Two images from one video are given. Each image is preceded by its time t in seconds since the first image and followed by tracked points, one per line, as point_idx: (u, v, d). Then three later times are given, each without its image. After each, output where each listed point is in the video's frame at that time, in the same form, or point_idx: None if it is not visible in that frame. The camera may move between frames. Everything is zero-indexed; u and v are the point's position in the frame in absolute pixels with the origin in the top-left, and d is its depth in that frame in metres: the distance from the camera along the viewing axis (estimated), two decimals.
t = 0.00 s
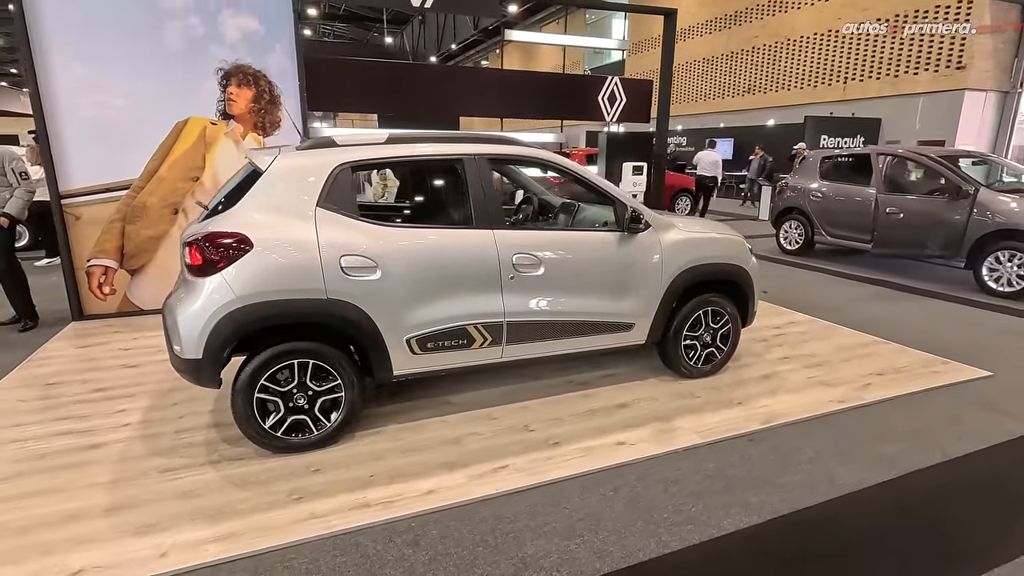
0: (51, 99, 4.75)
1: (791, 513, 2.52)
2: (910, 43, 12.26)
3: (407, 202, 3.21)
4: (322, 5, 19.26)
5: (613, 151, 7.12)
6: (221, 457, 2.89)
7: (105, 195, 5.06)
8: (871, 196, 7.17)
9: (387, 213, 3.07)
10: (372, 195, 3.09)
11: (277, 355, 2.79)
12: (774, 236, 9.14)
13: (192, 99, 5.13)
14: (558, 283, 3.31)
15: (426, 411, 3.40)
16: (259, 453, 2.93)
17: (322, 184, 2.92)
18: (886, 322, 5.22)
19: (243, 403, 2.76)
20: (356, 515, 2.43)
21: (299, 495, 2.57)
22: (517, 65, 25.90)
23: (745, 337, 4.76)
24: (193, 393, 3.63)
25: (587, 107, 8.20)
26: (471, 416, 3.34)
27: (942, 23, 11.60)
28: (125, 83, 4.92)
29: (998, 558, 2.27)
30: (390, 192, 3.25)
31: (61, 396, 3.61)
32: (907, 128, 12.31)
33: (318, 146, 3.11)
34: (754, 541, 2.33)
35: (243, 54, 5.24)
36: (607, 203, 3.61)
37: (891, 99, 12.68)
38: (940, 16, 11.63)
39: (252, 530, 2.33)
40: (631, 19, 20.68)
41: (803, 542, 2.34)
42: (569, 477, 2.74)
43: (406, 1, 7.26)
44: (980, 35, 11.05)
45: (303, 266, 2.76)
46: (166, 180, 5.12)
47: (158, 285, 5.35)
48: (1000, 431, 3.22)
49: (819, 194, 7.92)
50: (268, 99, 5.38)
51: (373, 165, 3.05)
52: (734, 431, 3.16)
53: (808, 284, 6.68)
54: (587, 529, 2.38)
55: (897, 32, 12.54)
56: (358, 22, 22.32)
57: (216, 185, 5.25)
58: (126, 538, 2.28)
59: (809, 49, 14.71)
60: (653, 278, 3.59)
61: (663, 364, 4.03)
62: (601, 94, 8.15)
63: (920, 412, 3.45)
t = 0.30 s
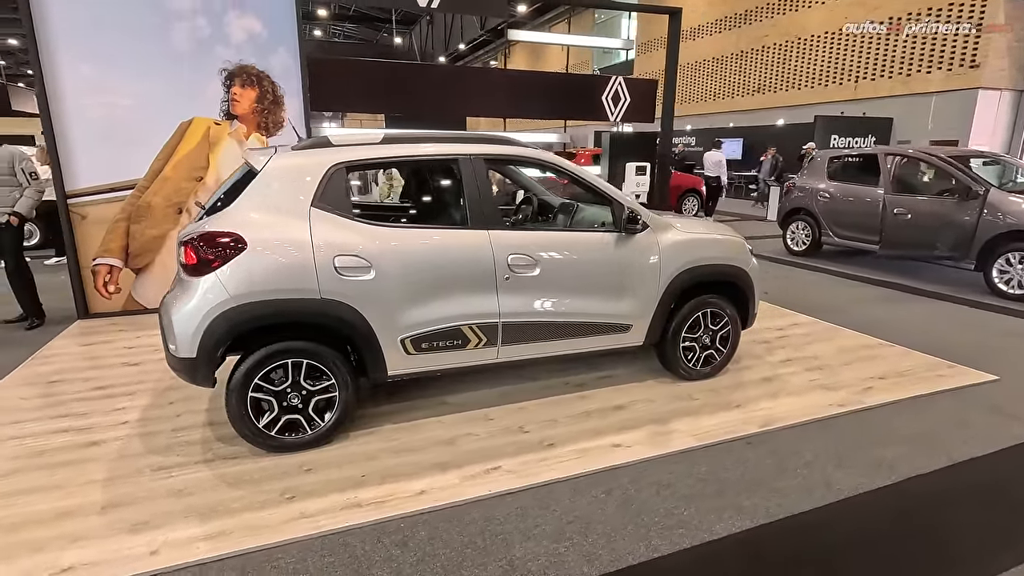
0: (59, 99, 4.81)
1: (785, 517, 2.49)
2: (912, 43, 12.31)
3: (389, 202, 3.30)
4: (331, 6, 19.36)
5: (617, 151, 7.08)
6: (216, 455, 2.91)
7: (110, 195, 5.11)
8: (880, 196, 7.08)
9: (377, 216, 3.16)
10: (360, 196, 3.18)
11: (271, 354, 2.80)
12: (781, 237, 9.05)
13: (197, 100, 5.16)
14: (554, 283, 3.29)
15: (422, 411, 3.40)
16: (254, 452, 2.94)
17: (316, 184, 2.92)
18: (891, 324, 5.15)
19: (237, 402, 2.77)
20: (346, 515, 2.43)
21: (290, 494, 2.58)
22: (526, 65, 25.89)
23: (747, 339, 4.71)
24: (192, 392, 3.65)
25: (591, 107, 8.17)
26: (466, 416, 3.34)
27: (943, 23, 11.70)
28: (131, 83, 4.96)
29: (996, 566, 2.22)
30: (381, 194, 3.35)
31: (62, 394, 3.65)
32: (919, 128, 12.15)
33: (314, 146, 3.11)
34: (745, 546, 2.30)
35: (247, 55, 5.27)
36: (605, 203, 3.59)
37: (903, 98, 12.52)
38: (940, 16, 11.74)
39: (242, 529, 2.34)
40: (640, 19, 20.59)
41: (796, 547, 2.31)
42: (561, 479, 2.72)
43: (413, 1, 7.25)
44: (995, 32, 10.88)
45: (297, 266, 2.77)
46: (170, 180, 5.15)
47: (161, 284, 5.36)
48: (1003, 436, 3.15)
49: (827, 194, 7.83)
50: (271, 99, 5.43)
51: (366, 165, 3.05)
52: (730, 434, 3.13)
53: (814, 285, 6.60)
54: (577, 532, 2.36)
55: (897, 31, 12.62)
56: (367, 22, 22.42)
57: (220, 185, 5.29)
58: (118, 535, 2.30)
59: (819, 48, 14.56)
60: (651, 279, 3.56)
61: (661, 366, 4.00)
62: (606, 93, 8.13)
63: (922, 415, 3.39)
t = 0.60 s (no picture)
0: (64, 100, 4.87)
1: (779, 521, 2.45)
2: (909, 43, 12.48)
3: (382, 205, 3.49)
4: (341, 7, 19.47)
5: (618, 151, 6.97)
6: (212, 453, 2.93)
7: (116, 194, 5.18)
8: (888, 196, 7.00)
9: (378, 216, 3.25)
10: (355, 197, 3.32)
11: (265, 352, 2.81)
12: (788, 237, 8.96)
13: (201, 101, 5.20)
14: (550, 283, 3.28)
15: (418, 410, 3.40)
16: (249, 449, 2.96)
17: (311, 184, 2.93)
18: (897, 327, 5.08)
19: (232, 401, 2.79)
20: (336, 514, 2.43)
21: (283, 493, 2.59)
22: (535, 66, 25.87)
23: (749, 340, 4.66)
24: (191, 389, 3.68)
25: (594, 106, 8.03)
26: (461, 416, 3.33)
27: (942, 23, 11.81)
28: (135, 84, 5.01)
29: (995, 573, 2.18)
30: (377, 196, 3.58)
31: (65, 390, 3.70)
32: (932, 127, 11.99)
33: (309, 145, 3.12)
34: (737, 549, 2.27)
35: (250, 55, 5.31)
36: (602, 203, 3.57)
37: (916, 98, 12.36)
38: (938, 16, 11.87)
39: (233, 526, 2.35)
40: (649, 18, 20.49)
41: (789, 552, 2.28)
42: (554, 480, 2.70)
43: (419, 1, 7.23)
44: (1010, 30, 10.70)
45: (292, 265, 2.78)
46: (175, 179, 5.18)
47: (165, 283, 5.32)
48: (1007, 441, 3.10)
49: (834, 195, 7.75)
50: (275, 99, 5.45)
51: (361, 164, 3.06)
52: (727, 436, 3.10)
53: (821, 286, 6.53)
54: (567, 533, 2.35)
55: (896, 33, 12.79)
56: (376, 23, 22.51)
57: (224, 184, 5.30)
58: (110, 531, 2.32)
59: (830, 47, 14.41)
60: (649, 279, 3.54)
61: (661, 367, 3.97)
62: (609, 93, 8.02)
63: (925, 419, 3.33)
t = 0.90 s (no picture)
0: (72, 100, 4.93)
1: (773, 524, 2.43)
2: (909, 43, 12.56)
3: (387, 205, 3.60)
4: (350, 9, 19.57)
5: (622, 152, 6.87)
6: (208, 451, 2.95)
7: (121, 194, 5.22)
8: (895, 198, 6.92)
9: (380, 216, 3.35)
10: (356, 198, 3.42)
11: (261, 351, 2.82)
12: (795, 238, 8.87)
13: (205, 102, 5.24)
14: (546, 283, 3.27)
15: (414, 410, 3.40)
16: (244, 448, 2.97)
17: (306, 184, 2.94)
18: (902, 329, 5.01)
19: (226, 399, 2.80)
20: (327, 513, 2.44)
21: (275, 491, 2.60)
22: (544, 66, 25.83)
23: (751, 342, 4.62)
24: (191, 387, 3.71)
25: (598, 106, 7.99)
26: (457, 416, 3.33)
27: (941, 23, 11.94)
28: (141, 85, 5.06)
29: None
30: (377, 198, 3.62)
31: (67, 387, 3.74)
32: (944, 127, 11.84)
33: (306, 145, 3.13)
34: (728, 552, 2.25)
35: (254, 56, 5.35)
36: (601, 203, 3.55)
37: (929, 97, 12.20)
38: (938, 16, 11.98)
39: (225, 524, 2.37)
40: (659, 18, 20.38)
41: (782, 555, 2.25)
42: (546, 481, 2.69)
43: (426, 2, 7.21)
44: None
45: (286, 264, 2.79)
46: (179, 179, 5.21)
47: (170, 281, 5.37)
48: (1010, 445, 3.04)
49: (842, 196, 7.67)
50: (278, 100, 5.49)
51: (357, 164, 3.07)
52: (723, 439, 3.07)
53: (826, 288, 6.47)
54: (557, 534, 2.34)
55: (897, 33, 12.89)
56: (385, 25, 22.59)
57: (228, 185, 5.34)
58: (104, 527, 2.34)
59: (841, 47, 14.27)
60: (647, 279, 3.51)
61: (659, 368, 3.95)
62: (613, 93, 7.99)
63: (926, 423, 3.28)
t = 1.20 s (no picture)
0: (78, 102, 5.00)
1: (765, 528, 2.40)
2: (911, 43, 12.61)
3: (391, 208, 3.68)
4: (360, 11, 19.68)
5: (623, 154, 6.68)
6: (203, 449, 2.97)
7: (128, 194, 5.30)
8: (903, 199, 6.84)
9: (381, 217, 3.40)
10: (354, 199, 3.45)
11: (256, 349, 2.84)
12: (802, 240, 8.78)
13: (209, 103, 5.29)
14: (540, 284, 3.26)
15: (409, 410, 3.41)
16: (239, 446, 2.99)
17: (301, 185, 2.96)
18: (907, 332, 4.95)
19: (220, 397, 2.82)
20: (317, 511, 2.45)
21: (267, 489, 2.61)
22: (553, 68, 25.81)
23: (751, 344, 4.58)
24: (190, 386, 3.74)
25: (599, 106, 7.86)
26: (452, 417, 3.33)
27: (941, 22, 12.03)
28: (147, 87, 5.13)
29: None
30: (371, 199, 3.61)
31: (70, 385, 3.79)
32: (956, 128, 11.70)
33: (301, 145, 3.15)
34: (718, 555, 2.23)
35: (258, 58, 5.39)
36: (598, 204, 3.54)
37: (941, 98, 12.06)
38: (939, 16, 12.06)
39: (216, 521, 2.38)
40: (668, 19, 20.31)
41: (772, 560, 2.22)
42: (537, 482, 2.68)
43: (432, 4, 7.20)
44: None
45: (281, 264, 2.81)
46: (184, 180, 5.14)
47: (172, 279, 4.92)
48: (1013, 451, 2.98)
49: (849, 197, 7.58)
50: (281, 101, 5.54)
51: (350, 165, 3.08)
52: (719, 441, 3.04)
53: (831, 290, 6.39)
54: (545, 536, 2.33)
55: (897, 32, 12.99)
56: (395, 27, 22.67)
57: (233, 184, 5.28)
58: (96, 523, 2.37)
59: (852, 47, 14.13)
60: (643, 280, 3.50)
61: (657, 370, 3.92)
62: (617, 93, 7.82)
63: (926, 427, 3.23)
